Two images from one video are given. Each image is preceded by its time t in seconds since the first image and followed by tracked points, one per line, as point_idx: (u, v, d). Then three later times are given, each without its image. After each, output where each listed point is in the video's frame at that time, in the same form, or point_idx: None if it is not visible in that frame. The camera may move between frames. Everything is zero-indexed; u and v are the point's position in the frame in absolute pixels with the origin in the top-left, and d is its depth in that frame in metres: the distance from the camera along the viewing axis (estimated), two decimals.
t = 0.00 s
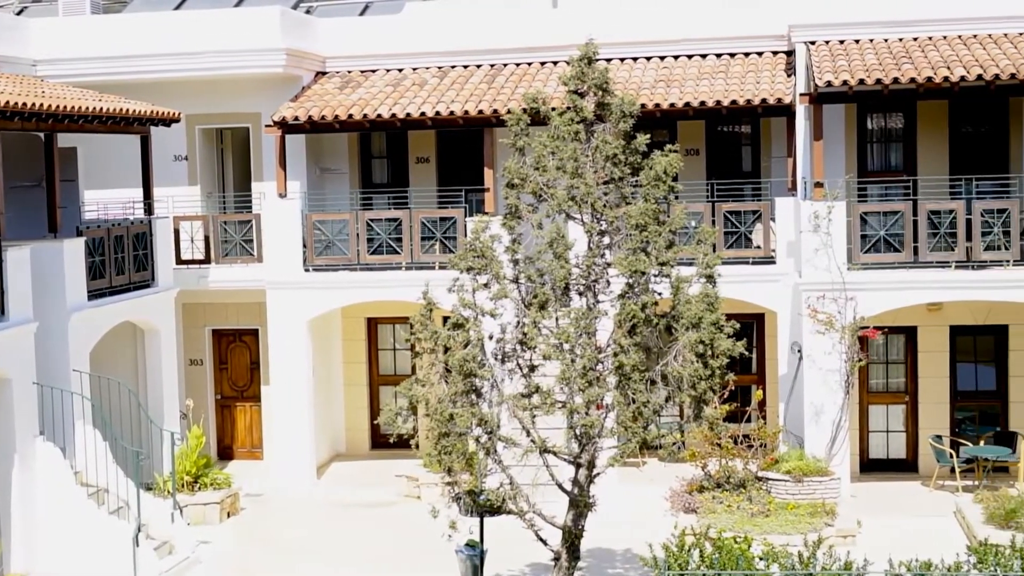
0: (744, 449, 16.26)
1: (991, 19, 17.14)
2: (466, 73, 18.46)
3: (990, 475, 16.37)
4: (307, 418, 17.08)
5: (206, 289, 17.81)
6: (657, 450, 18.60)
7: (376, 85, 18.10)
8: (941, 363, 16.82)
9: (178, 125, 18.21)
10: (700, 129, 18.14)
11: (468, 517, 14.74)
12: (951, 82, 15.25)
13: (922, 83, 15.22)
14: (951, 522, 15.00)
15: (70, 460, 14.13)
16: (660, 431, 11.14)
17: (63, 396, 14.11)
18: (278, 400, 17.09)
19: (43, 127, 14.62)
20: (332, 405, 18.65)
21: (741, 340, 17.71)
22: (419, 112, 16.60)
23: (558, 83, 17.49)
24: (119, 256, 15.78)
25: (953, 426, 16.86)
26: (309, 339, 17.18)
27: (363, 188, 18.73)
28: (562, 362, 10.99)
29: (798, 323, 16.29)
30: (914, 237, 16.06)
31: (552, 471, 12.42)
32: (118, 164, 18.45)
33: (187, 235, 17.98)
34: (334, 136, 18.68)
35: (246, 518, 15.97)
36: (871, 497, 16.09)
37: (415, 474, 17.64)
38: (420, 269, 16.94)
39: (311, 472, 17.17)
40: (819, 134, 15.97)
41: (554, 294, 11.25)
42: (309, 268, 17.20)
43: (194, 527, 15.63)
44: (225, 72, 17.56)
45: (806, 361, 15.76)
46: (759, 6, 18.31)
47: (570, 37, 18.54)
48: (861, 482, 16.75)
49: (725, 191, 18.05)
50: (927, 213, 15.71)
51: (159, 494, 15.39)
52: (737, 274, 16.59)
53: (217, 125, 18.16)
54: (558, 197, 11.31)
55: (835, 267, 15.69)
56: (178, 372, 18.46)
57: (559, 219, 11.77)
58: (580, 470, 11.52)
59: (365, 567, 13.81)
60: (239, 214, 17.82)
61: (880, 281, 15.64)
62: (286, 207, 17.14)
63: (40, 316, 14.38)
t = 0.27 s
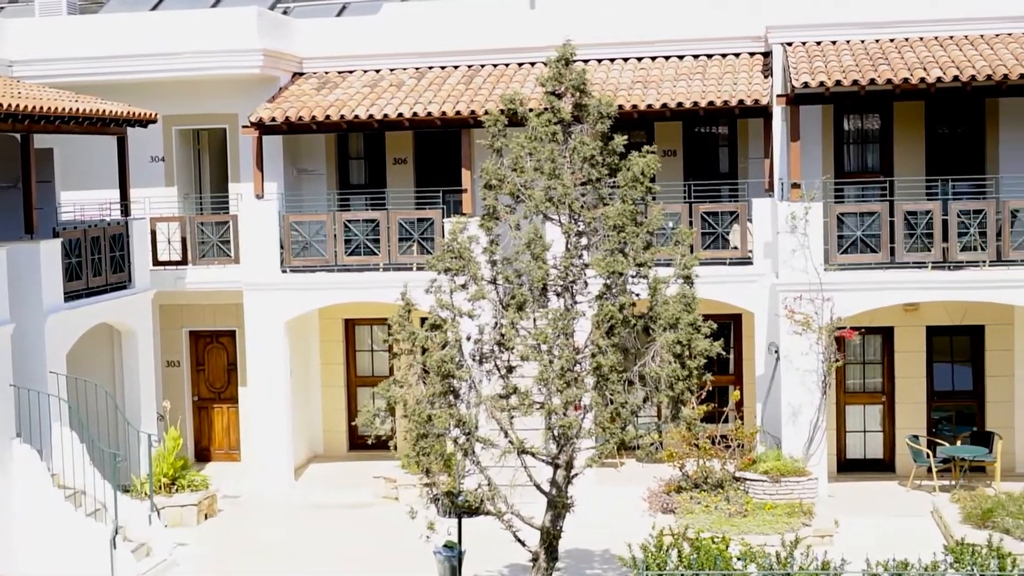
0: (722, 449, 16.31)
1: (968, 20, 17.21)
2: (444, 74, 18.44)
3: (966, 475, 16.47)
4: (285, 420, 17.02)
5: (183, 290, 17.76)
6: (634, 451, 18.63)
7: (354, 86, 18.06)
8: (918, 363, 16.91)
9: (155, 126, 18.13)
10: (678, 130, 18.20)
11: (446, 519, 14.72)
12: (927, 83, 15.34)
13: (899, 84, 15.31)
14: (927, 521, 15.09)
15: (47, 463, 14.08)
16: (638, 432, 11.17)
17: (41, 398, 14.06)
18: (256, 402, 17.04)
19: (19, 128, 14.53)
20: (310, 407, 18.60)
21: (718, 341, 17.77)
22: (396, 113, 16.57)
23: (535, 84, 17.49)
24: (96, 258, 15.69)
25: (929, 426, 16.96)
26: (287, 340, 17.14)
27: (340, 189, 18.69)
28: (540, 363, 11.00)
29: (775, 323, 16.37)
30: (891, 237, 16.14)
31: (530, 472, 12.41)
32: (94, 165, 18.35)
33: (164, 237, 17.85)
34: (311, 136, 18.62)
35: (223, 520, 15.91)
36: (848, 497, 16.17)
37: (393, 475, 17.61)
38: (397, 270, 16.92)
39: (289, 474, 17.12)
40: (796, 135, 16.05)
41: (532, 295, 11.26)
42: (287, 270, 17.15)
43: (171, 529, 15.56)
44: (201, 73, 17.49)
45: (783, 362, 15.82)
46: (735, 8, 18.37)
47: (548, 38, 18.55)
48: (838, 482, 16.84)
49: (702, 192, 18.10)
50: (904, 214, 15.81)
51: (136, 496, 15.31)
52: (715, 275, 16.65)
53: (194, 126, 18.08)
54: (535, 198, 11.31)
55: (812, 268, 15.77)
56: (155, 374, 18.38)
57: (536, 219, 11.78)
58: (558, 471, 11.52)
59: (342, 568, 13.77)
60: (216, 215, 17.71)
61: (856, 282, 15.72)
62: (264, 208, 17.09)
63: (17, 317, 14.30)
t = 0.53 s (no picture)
0: (698, 450, 16.38)
1: (942, 21, 17.28)
2: (419, 75, 18.43)
3: (941, 475, 16.58)
4: (261, 423, 16.96)
5: (159, 293, 17.65)
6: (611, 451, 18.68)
7: (329, 87, 18.02)
8: (893, 363, 17.02)
9: (129, 128, 18.03)
10: (653, 132, 18.25)
11: (423, 520, 14.71)
12: (901, 85, 15.43)
13: (873, 86, 15.40)
14: (902, 521, 15.19)
15: (22, 465, 14.02)
16: (614, 433, 11.20)
17: (18, 401, 14.11)
18: (232, 404, 16.97)
19: None
20: (286, 409, 18.54)
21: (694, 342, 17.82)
22: (372, 114, 16.54)
23: (511, 86, 17.50)
24: (70, 259, 15.59)
25: (904, 427, 17.06)
26: (263, 342, 17.08)
27: (316, 191, 18.64)
28: (516, 364, 11.02)
29: (751, 324, 16.45)
30: (866, 238, 16.23)
31: (507, 474, 12.41)
32: (68, 167, 18.24)
33: (139, 238, 17.90)
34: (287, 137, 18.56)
35: (200, 522, 15.84)
36: (823, 497, 16.26)
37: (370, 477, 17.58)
38: (373, 272, 16.89)
39: (265, 477, 17.06)
40: (771, 137, 16.12)
41: (508, 296, 11.26)
42: (262, 272, 17.10)
43: (147, 532, 15.47)
44: (176, 74, 17.39)
45: (759, 363, 15.89)
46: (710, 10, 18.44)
47: (524, 39, 18.57)
48: (813, 482, 16.92)
49: (678, 194, 18.20)
50: (879, 215, 15.90)
51: (112, 499, 15.22)
52: (691, 276, 16.71)
53: (168, 128, 17.98)
54: (511, 200, 11.32)
55: (787, 269, 15.84)
56: (130, 376, 18.28)
57: (512, 221, 11.78)
58: (534, 472, 11.52)
59: (319, 571, 13.73)
60: (191, 217, 17.59)
61: (831, 283, 15.80)
62: (239, 210, 17.02)
63: None
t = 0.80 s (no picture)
0: (676, 451, 16.44)
1: (918, 23, 17.33)
2: (397, 76, 18.40)
3: (918, 475, 16.67)
4: (239, 425, 16.90)
5: (136, 295, 17.53)
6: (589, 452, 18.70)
7: (307, 89, 17.97)
8: (870, 364, 17.10)
9: (106, 129, 17.93)
10: (631, 133, 18.28)
11: (401, 522, 14.69)
12: (879, 86, 15.51)
13: (850, 87, 15.47)
14: (879, 522, 15.27)
15: None
16: (592, 434, 11.22)
17: None
18: (210, 407, 16.90)
19: None
20: (264, 411, 18.48)
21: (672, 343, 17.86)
22: (350, 116, 16.51)
23: (489, 87, 17.50)
24: (47, 261, 15.48)
25: (882, 427, 17.16)
26: (241, 344, 17.02)
27: (293, 192, 18.59)
28: (495, 366, 11.03)
29: (728, 325, 16.51)
30: (843, 240, 16.31)
31: (485, 475, 12.40)
32: (45, 168, 18.13)
33: (115, 241, 17.63)
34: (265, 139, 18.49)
35: (177, 524, 15.77)
36: (801, 497, 16.33)
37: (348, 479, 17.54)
38: (351, 273, 16.85)
39: (243, 479, 17.00)
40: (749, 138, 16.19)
41: (486, 298, 11.25)
42: (240, 273, 17.05)
43: (125, 535, 15.36)
44: (152, 76, 17.30)
45: (737, 364, 15.95)
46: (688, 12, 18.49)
47: (501, 41, 18.58)
48: (791, 482, 16.99)
49: (656, 195, 18.26)
50: (856, 216, 15.96)
51: (89, 501, 15.12)
52: (668, 277, 16.76)
53: (145, 129, 17.89)
54: (489, 201, 11.32)
55: (765, 270, 15.94)
56: (108, 378, 18.19)
57: (490, 222, 11.78)
58: (512, 474, 11.52)
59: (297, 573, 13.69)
60: (169, 219, 17.48)
61: (808, 284, 15.87)
62: (217, 211, 16.95)
63: None
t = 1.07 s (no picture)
0: (649, 453, 16.50)
1: (889, 25, 17.39)
2: (370, 79, 18.36)
3: (889, 476, 16.79)
4: (211, 428, 16.81)
5: (107, 298, 17.45)
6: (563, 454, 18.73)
7: (279, 91, 17.92)
8: (842, 365, 17.20)
9: (77, 132, 17.82)
10: (604, 136, 18.33)
11: (374, 524, 14.65)
12: (850, 88, 15.61)
13: (822, 89, 15.57)
14: (851, 523, 15.36)
15: None
16: (565, 436, 11.24)
17: None
18: (182, 410, 16.81)
19: None
20: (236, 414, 18.39)
21: (645, 345, 17.91)
22: (322, 118, 16.46)
23: (462, 89, 17.49)
24: (19, 264, 15.36)
25: (854, 428, 17.27)
26: (213, 346, 16.94)
27: (266, 194, 18.53)
28: (468, 368, 11.03)
29: (701, 327, 16.57)
30: (815, 241, 16.40)
31: (459, 477, 12.38)
32: (15, 171, 18.00)
33: (88, 243, 17.68)
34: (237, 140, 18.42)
35: (149, 528, 15.67)
36: (773, 498, 16.41)
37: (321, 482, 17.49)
38: (324, 276, 16.79)
39: (215, 482, 16.92)
40: (721, 141, 16.26)
41: (459, 300, 11.25)
42: (212, 276, 16.97)
43: (97, 539, 15.26)
44: (123, 78, 17.19)
45: (709, 366, 16.01)
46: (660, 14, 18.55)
47: (474, 42, 18.58)
48: (763, 484, 17.08)
49: (628, 197, 18.28)
50: (827, 218, 16.07)
51: (61, 505, 15.01)
52: (641, 278, 16.81)
53: (116, 132, 17.78)
54: (462, 204, 11.31)
55: (737, 272, 15.97)
56: (79, 381, 18.07)
57: (463, 224, 11.78)
58: (486, 476, 11.52)
59: None
60: (141, 221, 17.40)
61: (780, 285, 15.95)
62: (189, 213, 16.87)
63: None
